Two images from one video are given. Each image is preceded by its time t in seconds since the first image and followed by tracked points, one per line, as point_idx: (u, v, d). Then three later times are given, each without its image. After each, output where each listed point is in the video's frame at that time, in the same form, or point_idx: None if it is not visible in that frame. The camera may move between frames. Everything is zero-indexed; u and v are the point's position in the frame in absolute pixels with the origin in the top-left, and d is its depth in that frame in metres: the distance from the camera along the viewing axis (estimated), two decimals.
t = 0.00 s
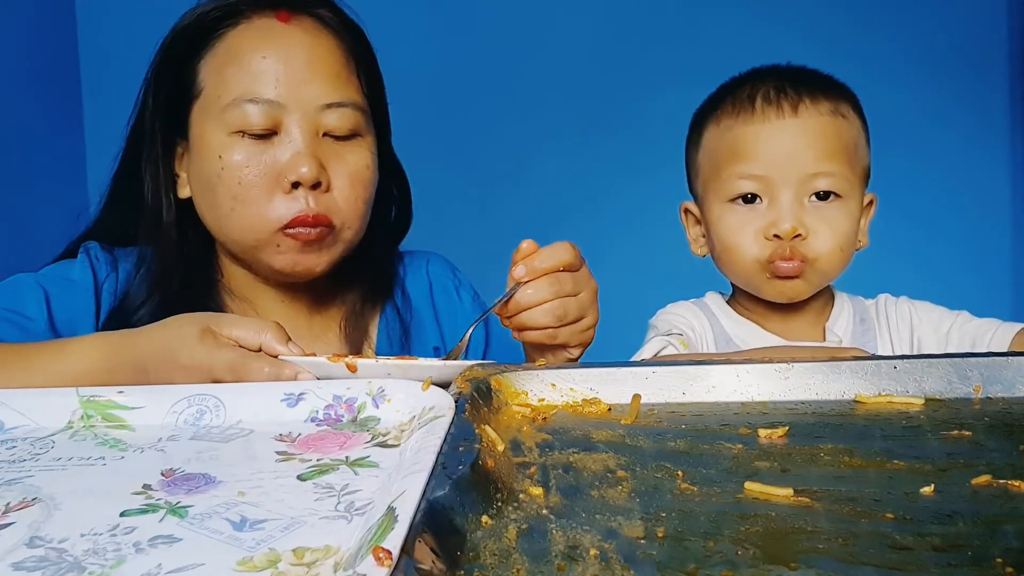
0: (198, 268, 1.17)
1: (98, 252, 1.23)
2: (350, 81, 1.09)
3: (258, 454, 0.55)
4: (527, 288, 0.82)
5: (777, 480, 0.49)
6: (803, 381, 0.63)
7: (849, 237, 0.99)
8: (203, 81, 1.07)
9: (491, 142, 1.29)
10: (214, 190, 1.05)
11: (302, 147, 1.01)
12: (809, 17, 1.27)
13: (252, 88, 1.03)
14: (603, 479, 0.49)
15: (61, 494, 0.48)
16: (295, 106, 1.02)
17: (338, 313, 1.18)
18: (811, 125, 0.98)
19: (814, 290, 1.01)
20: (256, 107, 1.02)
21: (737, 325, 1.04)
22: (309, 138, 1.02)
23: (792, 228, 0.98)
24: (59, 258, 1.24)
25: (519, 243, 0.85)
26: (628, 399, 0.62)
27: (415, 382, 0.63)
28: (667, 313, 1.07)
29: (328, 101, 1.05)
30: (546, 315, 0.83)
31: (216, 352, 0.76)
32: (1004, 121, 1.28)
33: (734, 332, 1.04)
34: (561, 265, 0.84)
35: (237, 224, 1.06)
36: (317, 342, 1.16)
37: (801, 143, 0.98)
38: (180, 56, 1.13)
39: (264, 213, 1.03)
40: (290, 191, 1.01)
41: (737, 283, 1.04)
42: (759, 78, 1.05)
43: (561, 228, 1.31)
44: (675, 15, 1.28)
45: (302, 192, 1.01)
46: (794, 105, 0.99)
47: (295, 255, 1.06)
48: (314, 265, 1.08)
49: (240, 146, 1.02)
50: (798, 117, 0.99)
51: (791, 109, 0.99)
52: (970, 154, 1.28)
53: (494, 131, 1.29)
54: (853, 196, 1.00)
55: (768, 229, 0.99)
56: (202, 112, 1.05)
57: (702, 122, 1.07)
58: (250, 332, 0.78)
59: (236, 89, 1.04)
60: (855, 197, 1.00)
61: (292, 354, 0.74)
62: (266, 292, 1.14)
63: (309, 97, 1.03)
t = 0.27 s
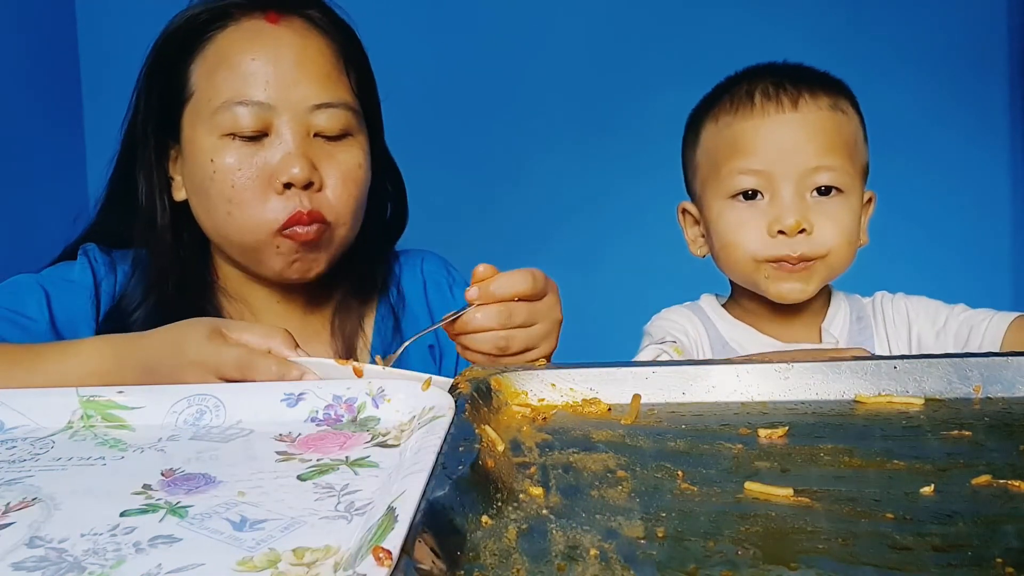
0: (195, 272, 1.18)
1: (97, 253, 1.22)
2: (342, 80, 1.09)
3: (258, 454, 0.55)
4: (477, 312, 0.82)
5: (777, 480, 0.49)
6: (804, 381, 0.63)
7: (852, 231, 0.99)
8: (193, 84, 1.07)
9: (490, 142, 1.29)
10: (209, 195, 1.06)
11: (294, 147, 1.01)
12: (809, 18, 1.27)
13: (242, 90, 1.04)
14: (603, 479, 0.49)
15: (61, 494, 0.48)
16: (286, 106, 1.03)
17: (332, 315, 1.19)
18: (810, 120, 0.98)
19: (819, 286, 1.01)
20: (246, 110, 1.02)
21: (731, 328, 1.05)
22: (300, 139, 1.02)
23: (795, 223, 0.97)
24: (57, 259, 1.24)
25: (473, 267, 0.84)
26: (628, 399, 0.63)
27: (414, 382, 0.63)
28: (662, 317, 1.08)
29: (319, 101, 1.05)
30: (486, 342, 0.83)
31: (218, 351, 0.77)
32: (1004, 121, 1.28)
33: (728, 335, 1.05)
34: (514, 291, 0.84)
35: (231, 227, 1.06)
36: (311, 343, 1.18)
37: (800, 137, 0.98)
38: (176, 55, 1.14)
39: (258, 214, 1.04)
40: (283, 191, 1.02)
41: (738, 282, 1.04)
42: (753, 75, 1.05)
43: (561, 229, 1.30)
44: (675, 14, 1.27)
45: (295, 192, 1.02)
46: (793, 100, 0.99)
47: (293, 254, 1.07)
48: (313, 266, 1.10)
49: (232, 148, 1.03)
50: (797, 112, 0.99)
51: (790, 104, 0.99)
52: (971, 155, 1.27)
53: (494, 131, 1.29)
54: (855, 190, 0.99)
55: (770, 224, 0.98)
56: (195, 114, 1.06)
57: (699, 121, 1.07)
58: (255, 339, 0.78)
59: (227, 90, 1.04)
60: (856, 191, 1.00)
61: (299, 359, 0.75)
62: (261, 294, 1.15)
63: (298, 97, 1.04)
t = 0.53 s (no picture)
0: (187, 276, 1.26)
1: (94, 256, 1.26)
2: (334, 80, 1.19)
3: (258, 454, 0.55)
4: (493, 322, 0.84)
5: (777, 480, 0.49)
6: (804, 380, 0.63)
7: (850, 228, 0.99)
8: (188, 86, 1.15)
9: (490, 142, 1.29)
10: (204, 200, 1.16)
11: (288, 148, 1.12)
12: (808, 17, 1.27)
13: (237, 91, 1.14)
14: (603, 479, 0.49)
15: (61, 494, 0.48)
16: (281, 108, 1.13)
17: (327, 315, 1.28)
18: (804, 117, 0.98)
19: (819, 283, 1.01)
20: (241, 110, 1.12)
21: (723, 337, 1.04)
22: (295, 139, 1.13)
23: (793, 220, 0.98)
24: (53, 260, 1.26)
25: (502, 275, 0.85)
26: (628, 399, 0.63)
27: (414, 382, 0.63)
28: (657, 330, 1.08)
29: (312, 100, 1.16)
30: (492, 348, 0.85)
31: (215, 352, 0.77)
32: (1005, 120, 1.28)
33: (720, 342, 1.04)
34: (535, 309, 0.84)
35: (230, 227, 1.17)
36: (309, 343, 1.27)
37: (794, 135, 0.98)
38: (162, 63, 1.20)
39: (256, 215, 1.15)
40: (278, 192, 1.13)
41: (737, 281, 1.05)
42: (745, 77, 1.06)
43: (562, 229, 1.30)
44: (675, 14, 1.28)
45: (289, 192, 1.13)
46: (787, 97, 0.99)
47: (287, 263, 1.20)
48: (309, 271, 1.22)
49: (228, 149, 1.13)
50: (792, 109, 0.98)
51: (784, 101, 0.99)
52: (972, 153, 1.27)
53: (494, 131, 1.29)
54: (851, 186, 1.00)
55: (768, 223, 0.98)
56: (187, 116, 1.15)
57: (693, 122, 1.07)
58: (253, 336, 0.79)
59: (221, 91, 1.14)
60: (852, 188, 1.00)
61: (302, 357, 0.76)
62: (258, 295, 1.25)
63: (294, 97, 1.14)
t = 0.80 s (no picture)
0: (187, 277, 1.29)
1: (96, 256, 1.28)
2: (341, 76, 1.24)
3: (258, 454, 0.55)
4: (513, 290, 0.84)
5: (777, 480, 0.49)
6: (804, 381, 0.63)
7: (848, 229, 0.99)
8: (190, 85, 1.20)
9: (490, 142, 1.29)
10: (210, 196, 1.21)
11: (295, 146, 1.17)
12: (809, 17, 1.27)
13: (243, 88, 1.19)
14: (603, 479, 0.49)
15: (61, 495, 0.48)
16: (286, 104, 1.19)
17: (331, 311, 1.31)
18: (801, 117, 0.98)
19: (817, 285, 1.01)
20: (249, 108, 1.18)
21: (710, 340, 1.04)
22: (302, 136, 1.18)
23: (791, 220, 0.97)
24: (54, 260, 1.27)
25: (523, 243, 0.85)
26: (628, 399, 0.63)
27: (414, 382, 0.63)
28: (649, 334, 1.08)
29: (318, 99, 1.21)
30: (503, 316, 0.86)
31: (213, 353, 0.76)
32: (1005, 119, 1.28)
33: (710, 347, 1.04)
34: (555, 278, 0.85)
35: (235, 222, 1.21)
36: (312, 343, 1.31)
37: (791, 135, 0.98)
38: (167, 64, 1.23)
39: (259, 211, 1.20)
40: (286, 188, 1.18)
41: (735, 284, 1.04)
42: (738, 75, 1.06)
43: (562, 229, 1.30)
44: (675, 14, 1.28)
45: (298, 188, 1.18)
46: (784, 97, 0.99)
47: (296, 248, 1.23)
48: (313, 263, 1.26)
49: (235, 146, 1.18)
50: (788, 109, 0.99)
51: (781, 101, 0.99)
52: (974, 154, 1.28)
53: (494, 131, 1.29)
54: (848, 186, 1.00)
55: (767, 225, 0.98)
56: (193, 115, 1.19)
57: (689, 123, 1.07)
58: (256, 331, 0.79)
59: (225, 91, 1.19)
60: (849, 188, 1.00)
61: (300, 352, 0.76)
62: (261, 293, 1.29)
63: (299, 97, 1.19)
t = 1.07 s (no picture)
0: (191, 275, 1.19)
1: (98, 255, 1.22)
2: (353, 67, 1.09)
3: (258, 454, 0.55)
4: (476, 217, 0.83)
5: (777, 480, 0.49)
6: (804, 380, 0.63)
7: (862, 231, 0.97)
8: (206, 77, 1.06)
9: (490, 142, 1.29)
10: (226, 185, 1.04)
11: (315, 133, 1.01)
12: (808, 17, 1.27)
13: (258, 75, 1.04)
14: (603, 479, 0.49)
15: (61, 494, 0.48)
16: (304, 90, 1.03)
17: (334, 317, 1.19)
18: (812, 117, 0.98)
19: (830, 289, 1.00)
20: (265, 93, 1.02)
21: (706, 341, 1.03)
22: (321, 123, 1.02)
23: (810, 222, 0.96)
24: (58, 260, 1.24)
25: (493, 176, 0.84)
26: (627, 399, 0.62)
27: (414, 382, 0.63)
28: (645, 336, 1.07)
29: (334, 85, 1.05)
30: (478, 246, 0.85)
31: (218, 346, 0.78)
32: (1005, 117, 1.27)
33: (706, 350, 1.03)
34: (517, 214, 0.82)
35: (252, 217, 1.04)
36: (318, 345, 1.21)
37: (804, 136, 0.97)
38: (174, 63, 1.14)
39: (279, 205, 1.03)
40: (305, 174, 1.01)
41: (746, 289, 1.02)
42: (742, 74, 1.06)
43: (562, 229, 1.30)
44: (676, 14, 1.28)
45: (317, 174, 1.00)
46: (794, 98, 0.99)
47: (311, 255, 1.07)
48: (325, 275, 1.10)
49: (253, 134, 1.01)
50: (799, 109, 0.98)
51: (791, 102, 0.99)
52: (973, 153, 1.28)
53: (494, 131, 1.29)
54: (859, 186, 0.98)
55: (784, 226, 0.97)
56: (209, 107, 1.05)
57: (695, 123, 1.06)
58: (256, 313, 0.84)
59: (240, 79, 1.04)
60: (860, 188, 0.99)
61: (297, 335, 0.80)
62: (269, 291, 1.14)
63: (316, 84, 1.03)
